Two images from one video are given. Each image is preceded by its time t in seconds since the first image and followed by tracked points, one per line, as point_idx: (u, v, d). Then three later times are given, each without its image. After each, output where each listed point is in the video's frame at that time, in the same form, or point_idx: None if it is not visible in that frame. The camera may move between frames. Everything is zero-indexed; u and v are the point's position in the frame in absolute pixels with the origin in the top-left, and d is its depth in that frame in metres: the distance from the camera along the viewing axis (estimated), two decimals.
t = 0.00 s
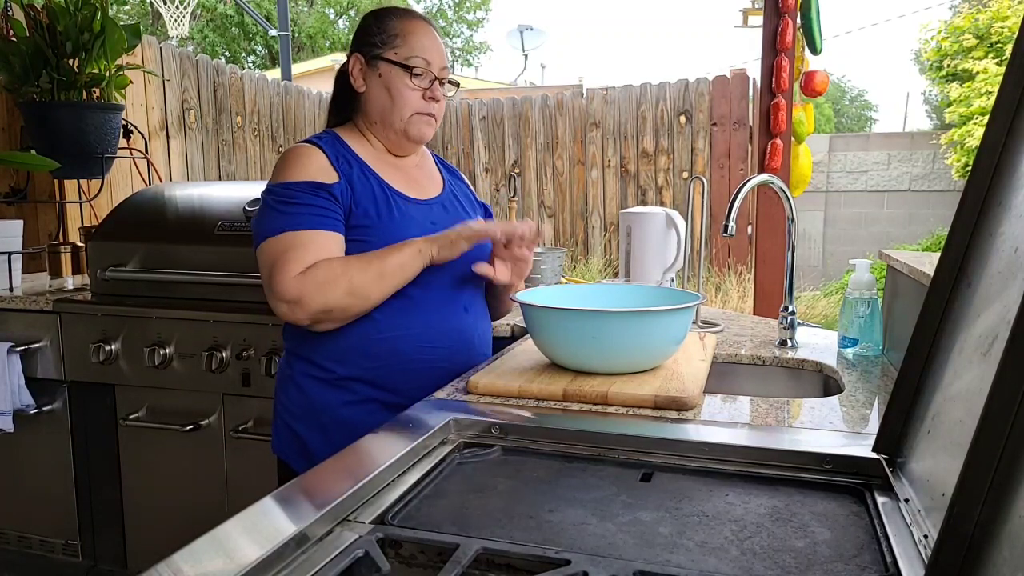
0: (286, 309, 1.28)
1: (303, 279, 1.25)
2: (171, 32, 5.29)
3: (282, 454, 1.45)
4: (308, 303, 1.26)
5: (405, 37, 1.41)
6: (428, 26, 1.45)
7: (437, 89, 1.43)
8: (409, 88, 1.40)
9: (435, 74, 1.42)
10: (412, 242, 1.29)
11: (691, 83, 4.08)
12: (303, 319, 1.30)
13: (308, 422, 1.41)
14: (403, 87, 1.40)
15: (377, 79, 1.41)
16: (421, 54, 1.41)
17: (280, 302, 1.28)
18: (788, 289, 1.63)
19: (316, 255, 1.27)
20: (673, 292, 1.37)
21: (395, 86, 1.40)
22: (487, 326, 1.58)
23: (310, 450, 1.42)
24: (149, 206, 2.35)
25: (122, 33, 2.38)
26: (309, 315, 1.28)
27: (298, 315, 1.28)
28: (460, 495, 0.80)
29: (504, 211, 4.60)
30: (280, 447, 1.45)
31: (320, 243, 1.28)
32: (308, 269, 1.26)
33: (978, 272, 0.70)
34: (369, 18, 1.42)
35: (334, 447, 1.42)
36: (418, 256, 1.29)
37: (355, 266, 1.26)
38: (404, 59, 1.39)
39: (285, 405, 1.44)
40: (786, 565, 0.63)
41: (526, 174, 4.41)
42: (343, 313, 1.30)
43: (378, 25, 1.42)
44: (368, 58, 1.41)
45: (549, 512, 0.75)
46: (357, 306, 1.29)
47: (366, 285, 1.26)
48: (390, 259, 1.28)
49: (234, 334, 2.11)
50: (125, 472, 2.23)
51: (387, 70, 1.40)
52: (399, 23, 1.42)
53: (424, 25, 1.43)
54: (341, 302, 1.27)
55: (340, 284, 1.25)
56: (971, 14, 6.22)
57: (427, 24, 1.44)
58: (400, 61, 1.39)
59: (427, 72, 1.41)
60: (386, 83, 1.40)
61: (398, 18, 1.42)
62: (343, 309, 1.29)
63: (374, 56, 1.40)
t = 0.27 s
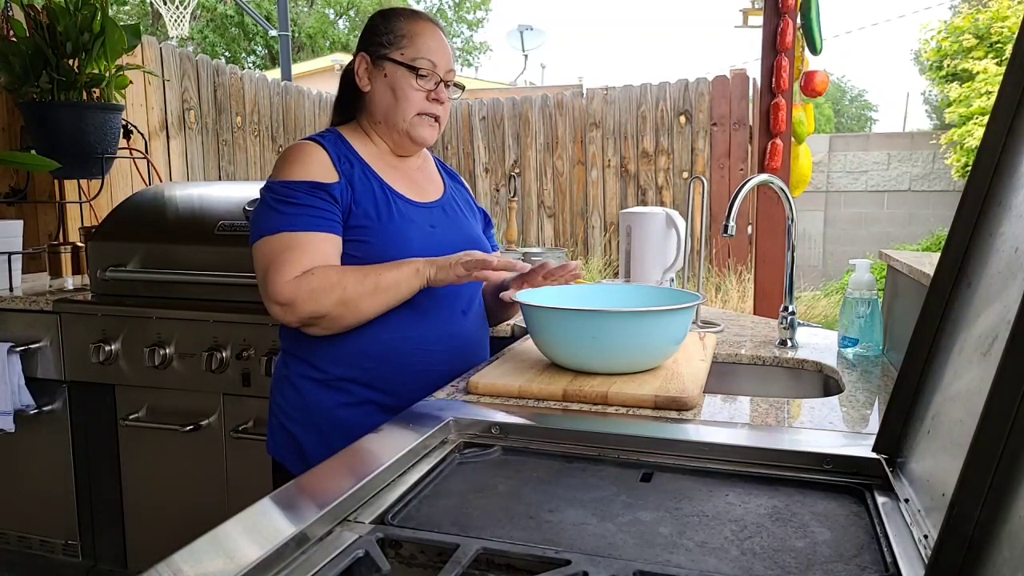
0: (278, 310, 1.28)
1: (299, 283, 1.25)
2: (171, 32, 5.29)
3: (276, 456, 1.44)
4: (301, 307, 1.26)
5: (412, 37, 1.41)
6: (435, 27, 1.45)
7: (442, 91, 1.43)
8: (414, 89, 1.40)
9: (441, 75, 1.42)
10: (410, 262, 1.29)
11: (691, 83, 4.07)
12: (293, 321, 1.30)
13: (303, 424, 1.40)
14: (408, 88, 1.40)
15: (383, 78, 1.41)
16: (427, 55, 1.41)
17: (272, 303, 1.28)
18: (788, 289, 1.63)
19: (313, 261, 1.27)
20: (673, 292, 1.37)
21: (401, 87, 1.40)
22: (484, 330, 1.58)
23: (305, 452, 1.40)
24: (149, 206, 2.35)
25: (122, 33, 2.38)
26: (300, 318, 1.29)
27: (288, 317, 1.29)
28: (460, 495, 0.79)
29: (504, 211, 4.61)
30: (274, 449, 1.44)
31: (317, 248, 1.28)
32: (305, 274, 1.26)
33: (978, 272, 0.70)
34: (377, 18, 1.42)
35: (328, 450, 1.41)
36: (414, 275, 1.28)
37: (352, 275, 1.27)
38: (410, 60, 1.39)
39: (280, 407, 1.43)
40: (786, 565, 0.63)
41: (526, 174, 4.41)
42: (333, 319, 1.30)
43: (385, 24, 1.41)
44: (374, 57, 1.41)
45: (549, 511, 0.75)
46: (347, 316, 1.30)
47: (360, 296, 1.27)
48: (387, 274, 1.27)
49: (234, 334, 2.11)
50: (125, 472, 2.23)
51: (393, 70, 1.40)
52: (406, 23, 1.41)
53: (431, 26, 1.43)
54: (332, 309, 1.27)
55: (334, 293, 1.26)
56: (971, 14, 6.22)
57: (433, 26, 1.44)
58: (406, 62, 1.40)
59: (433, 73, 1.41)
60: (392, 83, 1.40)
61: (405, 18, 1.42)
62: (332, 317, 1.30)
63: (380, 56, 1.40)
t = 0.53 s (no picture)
0: (288, 310, 1.29)
1: (309, 283, 1.25)
2: (171, 32, 5.29)
3: (275, 457, 1.44)
4: (310, 307, 1.26)
5: (415, 37, 1.41)
6: (436, 27, 1.45)
7: (446, 90, 1.43)
8: (418, 88, 1.41)
9: (444, 74, 1.43)
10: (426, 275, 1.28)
11: (691, 83, 4.07)
12: (303, 321, 1.31)
13: (301, 424, 1.40)
14: (412, 87, 1.40)
15: (386, 78, 1.41)
16: (431, 54, 1.41)
17: (283, 302, 1.28)
18: (788, 289, 1.63)
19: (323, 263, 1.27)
20: (673, 292, 1.37)
21: (405, 86, 1.40)
22: (483, 333, 1.58)
23: (303, 453, 1.40)
24: (149, 206, 2.35)
25: (122, 33, 2.38)
26: (309, 318, 1.29)
27: (298, 317, 1.29)
28: (460, 495, 0.80)
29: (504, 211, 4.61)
30: (272, 449, 1.44)
31: (324, 249, 1.28)
32: (315, 274, 1.26)
33: (978, 272, 0.70)
34: (379, 17, 1.41)
35: (326, 451, 1.40)
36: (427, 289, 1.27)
37: (363, 281, 1.26)
38: (414, 59, 1.40)
39: (279, 408, 1.43)
40: (786, 565, 0.63)
41: (526, 174, 4.41)
42: (342, 323, 1.30)
43: (387, 23, 1.41)
44: (377, 57, 1.41)
45: (549, 511, 0.75)
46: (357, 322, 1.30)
47: (371, 303, 1.26)
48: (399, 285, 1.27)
49: (234, 334, 2.11)
50: (125, 472, 2.23)
51: (396, 69, 1.40)
52: (408, 22, 1.42)
53: (432, 26, 1.44)
54: (342, 313, 1.27)
55: (344, 297, 1.25)
56: (971, 14, 6.21)
57: (435, 25, 1.44)
58: (409, 61, 1.40)
59: (437, 72, 1.42)
60: (396, 82, 1.40)
61: (407, 18, 1.42)
62: (342, 322, 1.29)
63: (383, 55, 1.40)
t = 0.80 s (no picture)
0: (311, 305, 1.28)
1: (337, 279, 1.25)
2: (170, 32, 5.29)
3: (275, 457, 1.44)
4: (337, 303, 1.26)
5: (416, 36, 1.41)
6: (437, 26, 1.45)
7: (448, 89, 1.43)
8: (420, 87, 1.41)
9: (446, 72, 1.43)
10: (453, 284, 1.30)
11: (691, 83, 4.07)
12: (323, 317, 1.30)
13: (301, 424, 1.40)
14: (414, 87, 1.40)
15: (387, 78, 1.41)
16: (432, 53, 1.41)
17: (306, 296, 1.27)
18: (788, 289, 1.62)
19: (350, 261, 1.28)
20: (673, 291, 1.37)
21: (406, 86, 1.40)
22: (484, 332, 1.58)
23: (303, 453, 1.41)
24: (149, 206, 2.35)
25: (122, 33, 2.38)
26: (332, 315, 1.28)
27: (320, 312, 1.28)
28: (460, 495, 0.80)
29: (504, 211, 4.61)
30: (272, 449, 1.44)
31: (347, 247, 1.28)
32: (343, 270, 1.26)
33: (979, 272, 0.70)
34: (379, 17, 1.41)
35: (326, 451, 1.41)
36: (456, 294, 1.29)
37: (391, 282, 1.27)
38: (415, 58, 1.39)
39: (280, 408, 1.44)
40: (785, 565, 0.63)
41: (526, 174, 4.41)
42: (364, 323, 1.30)
43: (387, 23, 1.41)
44: (377, 56, 1.41)
45: (549, 512, 0.75)
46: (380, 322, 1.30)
47: (397, 304, 1.27)
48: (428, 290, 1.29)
49: (234, 334, 2.11)
50: (125, 472, 2.23)
51: (397, 69, 1.40)
52: (408, 21, 1.41)
53: (433, 24, 1.43)
54: (368, 312, 1.27)
55: (373, 296, 1.26)
56: (971, 14, 6.21)
57: (436, 24, 1.44)
58: (410, 60, 1.40)
59: (438, 71, 1.42)
60: (397, 82, 1.40)
61: (408, 17, 1.42)
62: (366, 321, 1.30)
63: (383, 55, 1.40)
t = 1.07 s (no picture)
0: (322, 304, 1.28)
1: (351, 277, 1.25)
2: (170, 32, 5.28)
3: (278, 455, 1.45)
4: (349, 301, 1.26)
5: (422, 36, 1.40)
6: (445, 28, 1.44)
7: (452, 90, 1.43)
8: (423, 88, 1.40)
9: (450, 73, 1.42)
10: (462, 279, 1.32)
11: (691, 83, 4.07)
12: (333, 315, 1.30)
13: (304, 422, 1.41)
14: (417, 88, 1.40)
15: (392, 78, 1.41)
16: (437, 53, 1.40)
17: (318, 295, 1.27)
18: (788, 289, 1.63)
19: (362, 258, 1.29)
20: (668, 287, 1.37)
21: (410, 86, 1.40)
22: (489, 330, 1.58)
23: (307, 451, 1.41)
24: (149, 206, 2.35)
25: (122, 33, 2.38)
26: (344, 313, 1.28)
27: (331, 310, 1.28)
28: (460, 495, 0.80)
29: (504, 211, 4.61)
30: (276, 447, 1.45)
31: (357, 245, 1.29)
32: (356, 269, 1.26)
33: (978, 272, 0.70)
34: (386, 18, 1.41)
35: (329, 450, 1.41)
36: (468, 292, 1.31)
37: (404, 281, 1.28)
38: (420, 58, 1.39)
39: (282, 406, 1.44)
40: (786, 565, 0.63)
41: (526, 174, 4.42)
42: (375, 322, 1.30)
43: (394, 23, 1.41)
44: (384, 57, 1.41)
45: (549, 512, 0.75)
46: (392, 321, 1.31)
47: (410, 302, 1.28)
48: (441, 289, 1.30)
49: (234, 334, 2.11)
50: (125, 472, 2.23)
51: (402, 69, 1.40)
52: (415, 22, 1.41)
53: (441, 26, 1.43)
54: (380, 310, 1.28)
55: (386, 295, 1.27)
56: (971, 14, 6.21)
57: (443, 24, 1.43)
58: (414, 61, 1.39)
59: (442, 72, 1.41)
60: (401, 82, 1.40)
61: (415, 18, 1.42)
62: (378, 320, 1.30)
63: (389, 56, 1.40)
